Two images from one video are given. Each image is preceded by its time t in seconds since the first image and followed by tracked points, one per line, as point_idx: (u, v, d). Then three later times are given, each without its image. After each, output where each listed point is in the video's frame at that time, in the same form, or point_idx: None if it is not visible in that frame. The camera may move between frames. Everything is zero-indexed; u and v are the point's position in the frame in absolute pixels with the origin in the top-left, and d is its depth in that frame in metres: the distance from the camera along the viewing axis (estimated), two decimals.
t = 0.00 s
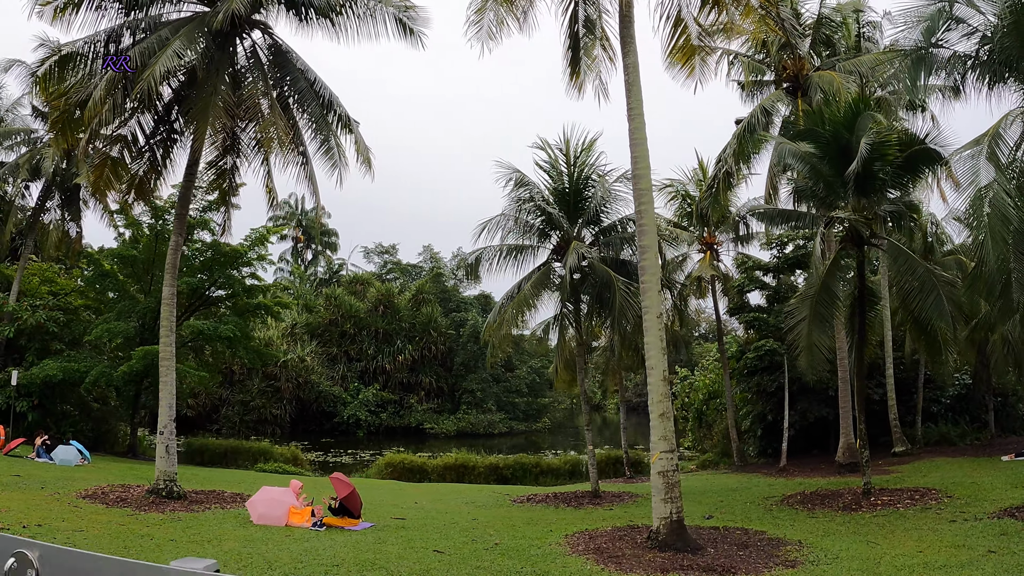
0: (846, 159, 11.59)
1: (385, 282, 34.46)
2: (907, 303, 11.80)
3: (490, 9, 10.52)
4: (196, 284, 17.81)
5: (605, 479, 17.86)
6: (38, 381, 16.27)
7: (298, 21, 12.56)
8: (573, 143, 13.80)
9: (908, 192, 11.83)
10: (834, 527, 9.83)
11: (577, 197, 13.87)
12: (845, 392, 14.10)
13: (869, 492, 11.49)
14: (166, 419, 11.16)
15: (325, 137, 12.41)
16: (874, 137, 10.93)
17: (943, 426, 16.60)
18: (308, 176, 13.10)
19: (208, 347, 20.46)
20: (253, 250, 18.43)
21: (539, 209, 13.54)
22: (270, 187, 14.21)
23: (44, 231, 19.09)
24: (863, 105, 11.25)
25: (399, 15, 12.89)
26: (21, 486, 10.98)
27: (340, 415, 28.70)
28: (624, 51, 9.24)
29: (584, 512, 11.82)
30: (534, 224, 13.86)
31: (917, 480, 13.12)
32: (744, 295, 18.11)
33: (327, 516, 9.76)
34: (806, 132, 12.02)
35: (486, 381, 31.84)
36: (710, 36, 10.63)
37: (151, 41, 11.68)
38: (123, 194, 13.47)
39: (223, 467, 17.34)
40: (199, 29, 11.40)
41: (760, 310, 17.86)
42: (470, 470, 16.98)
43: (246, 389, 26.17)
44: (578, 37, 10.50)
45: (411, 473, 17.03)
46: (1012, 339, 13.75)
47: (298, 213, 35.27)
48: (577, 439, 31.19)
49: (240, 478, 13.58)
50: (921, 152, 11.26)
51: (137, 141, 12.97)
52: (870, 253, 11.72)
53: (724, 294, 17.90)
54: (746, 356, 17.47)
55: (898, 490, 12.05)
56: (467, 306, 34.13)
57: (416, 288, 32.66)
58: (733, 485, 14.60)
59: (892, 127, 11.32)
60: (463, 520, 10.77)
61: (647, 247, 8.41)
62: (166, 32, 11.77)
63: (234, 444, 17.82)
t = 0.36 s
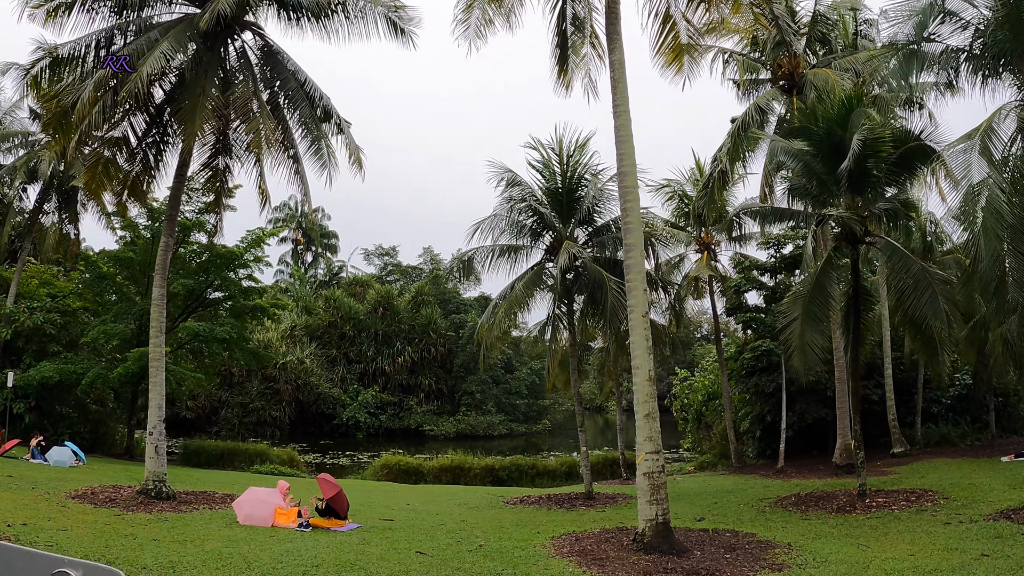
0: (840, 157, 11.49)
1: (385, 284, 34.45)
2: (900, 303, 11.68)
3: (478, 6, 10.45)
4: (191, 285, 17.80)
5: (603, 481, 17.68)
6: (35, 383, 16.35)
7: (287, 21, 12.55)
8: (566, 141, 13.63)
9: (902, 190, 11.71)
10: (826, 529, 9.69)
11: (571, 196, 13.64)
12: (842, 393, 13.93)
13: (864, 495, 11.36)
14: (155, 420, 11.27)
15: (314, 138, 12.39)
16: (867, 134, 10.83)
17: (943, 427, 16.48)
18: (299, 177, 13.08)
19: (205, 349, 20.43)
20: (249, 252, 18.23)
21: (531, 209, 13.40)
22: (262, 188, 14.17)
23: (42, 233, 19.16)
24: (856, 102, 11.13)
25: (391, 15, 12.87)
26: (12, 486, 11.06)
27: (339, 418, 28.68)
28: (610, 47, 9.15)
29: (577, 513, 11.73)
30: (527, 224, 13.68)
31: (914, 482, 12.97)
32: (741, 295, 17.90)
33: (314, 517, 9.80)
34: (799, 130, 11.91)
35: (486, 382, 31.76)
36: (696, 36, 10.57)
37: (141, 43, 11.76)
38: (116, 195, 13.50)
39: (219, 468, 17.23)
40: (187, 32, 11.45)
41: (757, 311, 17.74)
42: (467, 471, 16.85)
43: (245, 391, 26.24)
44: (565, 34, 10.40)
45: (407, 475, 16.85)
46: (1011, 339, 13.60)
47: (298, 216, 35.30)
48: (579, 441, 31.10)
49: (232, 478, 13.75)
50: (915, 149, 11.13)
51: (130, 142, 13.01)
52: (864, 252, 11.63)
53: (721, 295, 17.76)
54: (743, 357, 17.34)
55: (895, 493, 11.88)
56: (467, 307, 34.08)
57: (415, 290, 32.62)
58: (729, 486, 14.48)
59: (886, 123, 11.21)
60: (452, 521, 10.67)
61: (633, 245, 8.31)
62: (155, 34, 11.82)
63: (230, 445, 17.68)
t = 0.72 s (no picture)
0: (832, 154, 11.34)
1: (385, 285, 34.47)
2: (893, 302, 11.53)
3: (463, 4, 10.34)
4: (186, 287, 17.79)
5: (598, 482, 17.55)
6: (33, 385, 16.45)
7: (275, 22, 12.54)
8: (557, 140, 13.47)
9: (896, 188, 11.54)
10: (815, 533, 9.55)
11: (562, 196, 13.45)
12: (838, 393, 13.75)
13: (857, 497, 11.23)
14: (143, 421, 11.35)
15: (301, 138, 12.35)
16: (858, 130, 10.68)
17: (942, 428, 16.32)
18: (288, 178, 13.06)
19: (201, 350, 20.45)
20: (244, 254, 18.17)
21: (521, 209, 13.25)
22: (253, 188, 14.15)
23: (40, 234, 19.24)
24: (847, 98, 10.99)
25: (380, 15, 12.82)
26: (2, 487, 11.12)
27: (339, 418, 28.69)
28: (593, 44, 9.03)
29: (566, 515, 11.66)
30: (518, 224, 13.51)
31: (910, 484, 12.81)
32: (738, 295, 17.71)
33: (298, 519, 9.81)
34: (791, 128, 11.77)
35: (486, 382, 31.72)
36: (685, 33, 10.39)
37: (128, 45, 11.80)
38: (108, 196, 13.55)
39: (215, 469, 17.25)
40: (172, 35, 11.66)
41: (753, 310, 17.58)
42: (462, 472, 16.77)
43: (244, 393, 26.33)
44: (550, 31, 10.27)
45: (402, 475, 16.80)
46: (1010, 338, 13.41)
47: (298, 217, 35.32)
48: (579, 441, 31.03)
49: (223, 478, 13.78)
50: (907, 145, 11.00)
51: (120, 144, 13.05)
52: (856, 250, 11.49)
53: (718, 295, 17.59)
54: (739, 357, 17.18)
55: (889, 495, 11.73)
56: (466, 308, 34.03)
57: (415, 291, 32.58)
58: (724, 488, 14.34)
59: (878, 120, 11.07)
60: (438, 523, 10.58)
61: (613, 244, 8.20)
62: (142, 36, 11.86)
63: (226, 446, 17.69)
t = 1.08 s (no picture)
0: (820, 154, 11.25)
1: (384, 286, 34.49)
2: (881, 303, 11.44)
3: (446, 5, 10.32)
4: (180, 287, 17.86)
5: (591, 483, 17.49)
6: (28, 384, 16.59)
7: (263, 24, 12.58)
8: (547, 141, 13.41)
9: (884, 188, 11.45)
10: (796, 537, 9.47)
11: (551, 196, 13.39)
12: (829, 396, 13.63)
13: (844, 501, 11.15)
14: (129, 420, 11.38)
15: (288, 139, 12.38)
16: (844, 130, 10.59)
17: (938, 431, 16.17)
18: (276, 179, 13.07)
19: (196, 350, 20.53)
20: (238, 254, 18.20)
21: (510, 210, 13.18)
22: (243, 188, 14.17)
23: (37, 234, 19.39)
24: (835, 97, 10.91)
25: (369, 16, 12.83)
26: None
27: (336, 419, 28.75)
28: (573, 44, 8.99)
29: (551, 516, 11.63)
30: (507, 225, 13.45)
31: (900, 488, 12.70)
32: (732, 295, 17.57)
33: (278, 517, 9.86)
34: (779, 128, 11.69)
35: (484, 383, 31.70)
36: (668, 32, 10.20)
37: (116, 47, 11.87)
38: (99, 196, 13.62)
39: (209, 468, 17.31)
40: (160, 37, 11.73)
41: (747, 311, 17.47)
42: (454, 473, 16.73)
43: (242, 392, 26.47)
44: (534, 31, 10.22)
45: (394, 476, 16.79)
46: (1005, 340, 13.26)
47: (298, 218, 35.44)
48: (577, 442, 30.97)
49: (211, 477, 13.83)
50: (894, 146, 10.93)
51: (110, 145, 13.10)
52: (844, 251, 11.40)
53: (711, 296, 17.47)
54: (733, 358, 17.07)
55: (877, 499, 11.62)
56: (465, 308, 34.01)
57: (413, 291, 32.59)
58: (714, 489, 14.26)
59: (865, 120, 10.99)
60: (420, 523, 10.57)
61: (590, 244, 8.15)
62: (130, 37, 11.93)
63: (219, 445, 17.75)
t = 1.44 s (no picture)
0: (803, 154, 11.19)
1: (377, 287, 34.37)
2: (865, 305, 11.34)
3: (427, 5, 10.32)
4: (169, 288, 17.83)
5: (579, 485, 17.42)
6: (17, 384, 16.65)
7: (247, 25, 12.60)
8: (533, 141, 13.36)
9: (869, 188, 11.38)
10: (774, 541, 9.41)
11: (537, 198, 13.34)
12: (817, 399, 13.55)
13: (827, 504, 11.08)
14: (111, 419, 11.40)
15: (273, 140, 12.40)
16: (827, 130, 10.52)
17: (929, 434, 16.08)
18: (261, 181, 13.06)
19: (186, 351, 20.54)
20: (228, 255, 18.23)
21: (494, 211, 13.13)
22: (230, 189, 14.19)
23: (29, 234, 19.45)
24: (818, 97, 10.83)
25: (354, 17, 12.85)
26: None
27: (329, 419, 28.77)
28: (549, 44, 8.96)
29: (533, 518, 11.59)
30: (492, 226, 13.42)
31: (886, 491, 12.62)
32: (721, 297, 17.49)
33: (256, 518, 9.86)
34: (763, 128, 11.62)
35: (476, 384, 31.65)
36: (648, 33, 10.13)
37: (99, 48, 11.92)
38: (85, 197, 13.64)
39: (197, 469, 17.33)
40: (143, 39, 11.76)
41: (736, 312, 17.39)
42: (441, 474, 16.69)
43: (235, 393, 26.53)
44: (514, 32, 10.20)
45: (381, 477, 16.77)
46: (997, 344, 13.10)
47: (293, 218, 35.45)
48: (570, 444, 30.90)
49: (195, 477, 13.83)
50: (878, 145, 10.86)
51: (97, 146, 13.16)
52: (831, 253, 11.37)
53: (701, 297, 17.40)
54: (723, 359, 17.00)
55: (861, 503, 11.53)
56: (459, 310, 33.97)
57: (406, 292, 32.55)
58: (701, 492, 14.17)
59: (848, 120, 10.94)
60: (399, 524, 10.54)
61: (563, 245, 8.11)
62: (114, 39, 11.98)
63: (208, 446, 17.76)
